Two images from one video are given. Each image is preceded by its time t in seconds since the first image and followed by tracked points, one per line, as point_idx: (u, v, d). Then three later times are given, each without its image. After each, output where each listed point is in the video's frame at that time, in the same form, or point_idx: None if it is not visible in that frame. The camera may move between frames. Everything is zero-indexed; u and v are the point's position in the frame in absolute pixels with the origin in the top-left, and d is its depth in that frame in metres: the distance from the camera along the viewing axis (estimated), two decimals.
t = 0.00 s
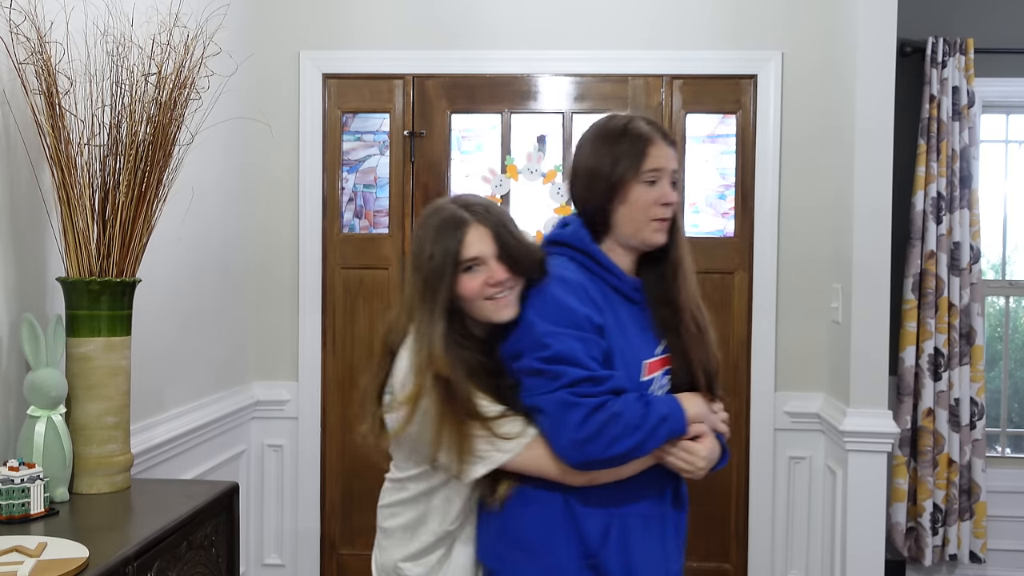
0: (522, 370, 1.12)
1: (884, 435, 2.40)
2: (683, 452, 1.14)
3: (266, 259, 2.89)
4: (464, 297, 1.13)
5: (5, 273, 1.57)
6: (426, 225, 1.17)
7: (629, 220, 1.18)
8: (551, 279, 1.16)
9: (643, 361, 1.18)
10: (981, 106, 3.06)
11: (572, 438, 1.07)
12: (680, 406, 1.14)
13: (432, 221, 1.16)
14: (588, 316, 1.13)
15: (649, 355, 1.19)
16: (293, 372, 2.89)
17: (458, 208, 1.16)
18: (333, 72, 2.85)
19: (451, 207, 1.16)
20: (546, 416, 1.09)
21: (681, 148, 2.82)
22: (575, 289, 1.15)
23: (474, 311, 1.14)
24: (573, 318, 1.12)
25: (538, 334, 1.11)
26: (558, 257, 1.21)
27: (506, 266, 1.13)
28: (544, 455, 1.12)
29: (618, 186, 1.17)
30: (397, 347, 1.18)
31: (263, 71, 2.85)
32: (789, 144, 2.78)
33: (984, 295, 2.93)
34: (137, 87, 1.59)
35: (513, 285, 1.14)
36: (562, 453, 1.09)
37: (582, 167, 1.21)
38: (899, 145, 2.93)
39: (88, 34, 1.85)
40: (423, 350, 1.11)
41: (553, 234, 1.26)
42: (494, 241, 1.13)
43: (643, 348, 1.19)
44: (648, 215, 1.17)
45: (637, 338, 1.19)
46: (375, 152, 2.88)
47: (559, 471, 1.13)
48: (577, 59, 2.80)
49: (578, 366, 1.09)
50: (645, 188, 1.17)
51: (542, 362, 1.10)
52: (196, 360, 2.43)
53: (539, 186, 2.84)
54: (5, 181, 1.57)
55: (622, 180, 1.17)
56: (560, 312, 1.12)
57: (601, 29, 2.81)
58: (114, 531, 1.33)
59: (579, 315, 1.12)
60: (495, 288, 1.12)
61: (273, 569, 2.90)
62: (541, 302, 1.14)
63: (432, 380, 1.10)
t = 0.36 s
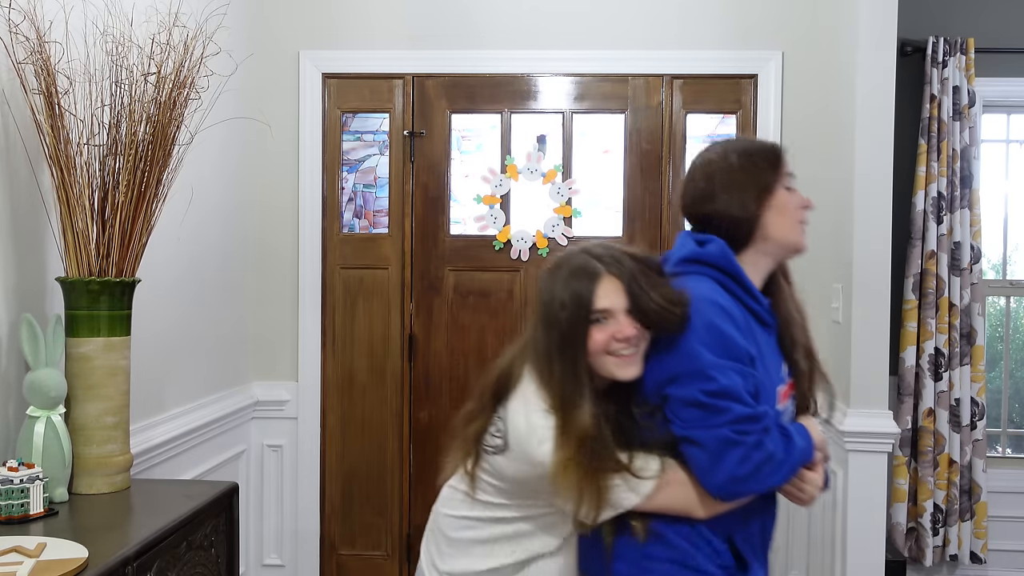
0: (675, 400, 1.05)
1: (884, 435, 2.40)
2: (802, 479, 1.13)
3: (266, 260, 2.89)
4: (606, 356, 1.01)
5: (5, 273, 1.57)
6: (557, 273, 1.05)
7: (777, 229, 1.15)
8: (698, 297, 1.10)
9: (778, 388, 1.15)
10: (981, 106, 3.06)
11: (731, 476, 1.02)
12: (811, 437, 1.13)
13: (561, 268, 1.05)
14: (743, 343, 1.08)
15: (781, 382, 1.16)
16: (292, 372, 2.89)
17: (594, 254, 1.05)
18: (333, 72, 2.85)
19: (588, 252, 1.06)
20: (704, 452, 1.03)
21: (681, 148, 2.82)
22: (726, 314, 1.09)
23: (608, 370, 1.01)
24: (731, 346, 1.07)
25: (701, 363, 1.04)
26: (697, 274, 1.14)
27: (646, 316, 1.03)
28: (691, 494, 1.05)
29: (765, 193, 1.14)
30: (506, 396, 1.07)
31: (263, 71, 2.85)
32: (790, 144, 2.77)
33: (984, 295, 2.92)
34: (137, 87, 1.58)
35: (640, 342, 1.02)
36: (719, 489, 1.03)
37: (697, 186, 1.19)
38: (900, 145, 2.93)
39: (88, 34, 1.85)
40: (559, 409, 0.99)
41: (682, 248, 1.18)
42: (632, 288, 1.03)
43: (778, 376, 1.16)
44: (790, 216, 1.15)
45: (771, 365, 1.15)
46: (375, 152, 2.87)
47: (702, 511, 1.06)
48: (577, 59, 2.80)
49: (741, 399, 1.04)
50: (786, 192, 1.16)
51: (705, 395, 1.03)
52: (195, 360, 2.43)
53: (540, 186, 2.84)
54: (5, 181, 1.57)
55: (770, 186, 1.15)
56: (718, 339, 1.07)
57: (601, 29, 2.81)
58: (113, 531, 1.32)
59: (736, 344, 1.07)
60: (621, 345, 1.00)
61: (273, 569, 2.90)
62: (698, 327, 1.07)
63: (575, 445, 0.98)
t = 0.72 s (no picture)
0: (760, 436, 1.10)
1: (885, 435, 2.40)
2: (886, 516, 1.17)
3: (266, 259, 2.89)
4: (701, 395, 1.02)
5: (5, 273, 1.57)
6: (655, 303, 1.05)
7: (892, 263, 1.19)
8: (790, 329, 1.13)
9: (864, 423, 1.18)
10: (982, 105, 3.05)
11: (811, 518, 1.07)
12: (895, 473, 1.16)
13: (655, 304, 1.04)
14: (834, 382, 1.12)
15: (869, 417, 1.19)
16: (292, 372, 2.89)
17: (691, 292, 1.06)
18: (333, 72, 2.85)
19: (683, 290, 1.06)
20: (783, 492, 1.08)
21: (681, 149, 2.81)
22: (816, 350, 1.12)
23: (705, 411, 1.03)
24: (820, 385, 1.11)
25: (790, 402, 1.08)
26: (790, 303, 1.17)
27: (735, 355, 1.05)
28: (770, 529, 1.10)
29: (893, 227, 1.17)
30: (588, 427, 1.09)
31: (263, 71, 2.85)
32: (790, 144, 2.77)
33: (984, 295, 2.92)
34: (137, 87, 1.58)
35: (733, 383, 1.04)
36: (797, 527, 1.08)
37: (824, 203, 1.19)
38: (900, 146, 2.93)
39: (88, 34, 1.85)
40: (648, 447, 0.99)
41: (777, 271, 1.21)
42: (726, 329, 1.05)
43: (869, 411, 1.19)
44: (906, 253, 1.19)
45: (861, 398, 1.18)
46: (375, 152, 2.87)
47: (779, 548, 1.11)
48: (577, 59, 2.80)
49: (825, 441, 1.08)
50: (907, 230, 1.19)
51: (789, 434, 1.08)
52: (195, 359, 2.43)
53: (540, 186, 2.84)
54: (5, 180, 1.57)
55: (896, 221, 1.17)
56: (810, 376, 1.11)
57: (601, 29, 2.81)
58: (113, 532, 1.32)
59: (828, 381, 1.11)
60: (716, 387, 1.02)
61: (272, 569, 2.90)
62: (789, 363, 1.11)
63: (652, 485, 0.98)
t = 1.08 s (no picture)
0: (793, 425, 1.14)
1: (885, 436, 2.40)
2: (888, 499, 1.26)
3: (267, 259, 2.89)
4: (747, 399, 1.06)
5: (5, 272, 1.57)
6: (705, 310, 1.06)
7: (908, 273, 1.25)
8: (826, 326, 1.16)
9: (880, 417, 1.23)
10: (982, 106, 3.05)
11: (835, 501, 1.11)
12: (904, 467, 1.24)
13: (707, 312, 1.05)
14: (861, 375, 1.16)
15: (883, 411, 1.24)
16: (292, 372, 2.89)
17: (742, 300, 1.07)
18: (333, 72, 2.85)
19: (734, 299, 1.06)
20: (812, 476, 1.12)
21: (681, 149, 2.81)
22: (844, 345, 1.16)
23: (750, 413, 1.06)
24: (851, 378, 1.14)
25: (825, 393, 1.12)
26: (817, 302, 1.20)
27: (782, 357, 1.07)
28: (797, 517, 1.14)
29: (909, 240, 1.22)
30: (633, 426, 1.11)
31: (263, 71, 2.85)
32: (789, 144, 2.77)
33: (984, 295, 2.92)
34: (137, 87, 1.58)
35: (781, 389, 1.08)
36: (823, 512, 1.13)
37: (843, 216, 1.25)
38: (900, 146, 2.93)
39: (88, 34, 1.85)
40: (701, 447, 1.03)
41: (804, 272, 1.24)
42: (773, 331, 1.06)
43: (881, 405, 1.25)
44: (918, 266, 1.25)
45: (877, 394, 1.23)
46: (375, 152, 2.87)
47: (805, 535, 1.15)
48: (577, 59, 2.80)
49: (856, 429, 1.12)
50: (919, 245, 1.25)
51: (822, 422, 1.11)
52: (194, 359, 2.43)
53: (540, 186, 2.84)
54: (5, 180, 1.57)
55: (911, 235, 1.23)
56: (842, 370, 1.14)
57: (600, 29, 2.81)
58: (113, 531, 1.32)
59: (858, 376, 1.15)
60: (765, 392, 1.06)
61: (272, 569, 2.90)
62: (823, 359, 1.14)
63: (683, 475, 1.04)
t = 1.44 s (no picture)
0: (776, 370, 1.22)
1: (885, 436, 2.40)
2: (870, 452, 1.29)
3: (266, 259, 2.89)
4: (728, 341, 1.17)
5: (5, 271, 1.56)
6: (687, 263, 1.18)
7: (864, 248, 1.37)
8: (801, 284, 1.27)
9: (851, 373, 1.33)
10: (982, 105, 3.05)
11: (821, 438, 1.20)
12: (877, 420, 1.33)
13: (690, 271, 1.17)
14: (834, 327, 1.27)
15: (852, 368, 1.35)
16: (292, 372, 2.89)
17: (724, 253, 1.19)
18: (333, 72, 2.85)
19: (718, 253, 1.19)
20: (799, 415, 1.21)
21: (681, 149, 2.81)
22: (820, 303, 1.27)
23: (733, 354, 1.18)
24: (826, 327, 1.26)
25: (805, 338, 1.22)
26: (791, 268, 1.31)
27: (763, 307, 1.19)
28: (782, 461, 1.24)
29: (863, 220, 1.36)
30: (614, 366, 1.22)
31: (263, 71, 2.85)
32: (789, 144, 2.77)
33: (984, 295, 2.92)
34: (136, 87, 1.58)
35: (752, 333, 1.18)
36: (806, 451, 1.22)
37: (808, 193, 1.39)
38: (900, 146, 2.93)
39: (88, 35, 1.85)
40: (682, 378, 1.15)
41: (775, 243, 1.36)
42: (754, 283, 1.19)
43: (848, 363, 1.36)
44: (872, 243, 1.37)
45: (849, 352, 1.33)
46: (375, 152, 2.87)
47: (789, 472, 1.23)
48: (577, 59, 2.80)
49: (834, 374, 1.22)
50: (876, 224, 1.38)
51: (806, 364, 1.21)
52: (194, 360, 2.43)
53: (540, 186, 2.84)
54: (5, 180, 1.57)
55: (866, 215, 1.36)
56: (818, 321, 1.25)
57: (600, 29, 2.80)
58: (113, 531, 1.32)
59: (833, 326, 1.26)
60: (742, 332, 1.16)
61: (272, 570, 2.90)
62: (802, 310, 1.25)
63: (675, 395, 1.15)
